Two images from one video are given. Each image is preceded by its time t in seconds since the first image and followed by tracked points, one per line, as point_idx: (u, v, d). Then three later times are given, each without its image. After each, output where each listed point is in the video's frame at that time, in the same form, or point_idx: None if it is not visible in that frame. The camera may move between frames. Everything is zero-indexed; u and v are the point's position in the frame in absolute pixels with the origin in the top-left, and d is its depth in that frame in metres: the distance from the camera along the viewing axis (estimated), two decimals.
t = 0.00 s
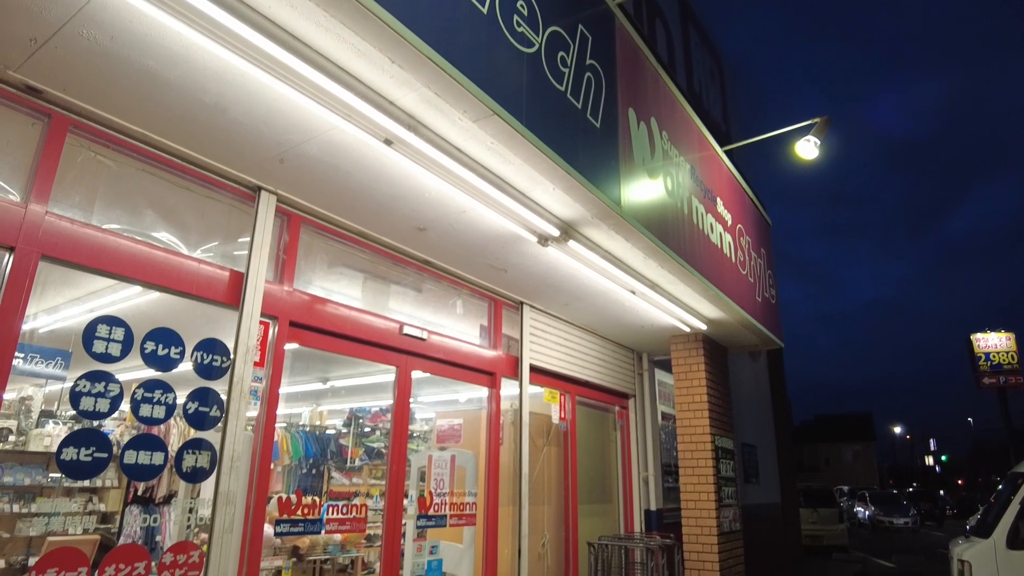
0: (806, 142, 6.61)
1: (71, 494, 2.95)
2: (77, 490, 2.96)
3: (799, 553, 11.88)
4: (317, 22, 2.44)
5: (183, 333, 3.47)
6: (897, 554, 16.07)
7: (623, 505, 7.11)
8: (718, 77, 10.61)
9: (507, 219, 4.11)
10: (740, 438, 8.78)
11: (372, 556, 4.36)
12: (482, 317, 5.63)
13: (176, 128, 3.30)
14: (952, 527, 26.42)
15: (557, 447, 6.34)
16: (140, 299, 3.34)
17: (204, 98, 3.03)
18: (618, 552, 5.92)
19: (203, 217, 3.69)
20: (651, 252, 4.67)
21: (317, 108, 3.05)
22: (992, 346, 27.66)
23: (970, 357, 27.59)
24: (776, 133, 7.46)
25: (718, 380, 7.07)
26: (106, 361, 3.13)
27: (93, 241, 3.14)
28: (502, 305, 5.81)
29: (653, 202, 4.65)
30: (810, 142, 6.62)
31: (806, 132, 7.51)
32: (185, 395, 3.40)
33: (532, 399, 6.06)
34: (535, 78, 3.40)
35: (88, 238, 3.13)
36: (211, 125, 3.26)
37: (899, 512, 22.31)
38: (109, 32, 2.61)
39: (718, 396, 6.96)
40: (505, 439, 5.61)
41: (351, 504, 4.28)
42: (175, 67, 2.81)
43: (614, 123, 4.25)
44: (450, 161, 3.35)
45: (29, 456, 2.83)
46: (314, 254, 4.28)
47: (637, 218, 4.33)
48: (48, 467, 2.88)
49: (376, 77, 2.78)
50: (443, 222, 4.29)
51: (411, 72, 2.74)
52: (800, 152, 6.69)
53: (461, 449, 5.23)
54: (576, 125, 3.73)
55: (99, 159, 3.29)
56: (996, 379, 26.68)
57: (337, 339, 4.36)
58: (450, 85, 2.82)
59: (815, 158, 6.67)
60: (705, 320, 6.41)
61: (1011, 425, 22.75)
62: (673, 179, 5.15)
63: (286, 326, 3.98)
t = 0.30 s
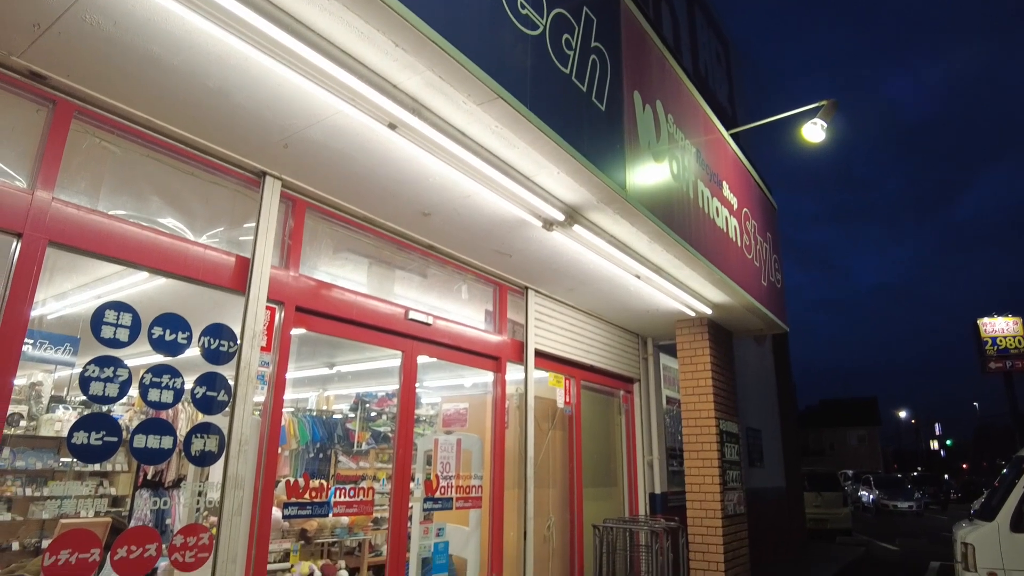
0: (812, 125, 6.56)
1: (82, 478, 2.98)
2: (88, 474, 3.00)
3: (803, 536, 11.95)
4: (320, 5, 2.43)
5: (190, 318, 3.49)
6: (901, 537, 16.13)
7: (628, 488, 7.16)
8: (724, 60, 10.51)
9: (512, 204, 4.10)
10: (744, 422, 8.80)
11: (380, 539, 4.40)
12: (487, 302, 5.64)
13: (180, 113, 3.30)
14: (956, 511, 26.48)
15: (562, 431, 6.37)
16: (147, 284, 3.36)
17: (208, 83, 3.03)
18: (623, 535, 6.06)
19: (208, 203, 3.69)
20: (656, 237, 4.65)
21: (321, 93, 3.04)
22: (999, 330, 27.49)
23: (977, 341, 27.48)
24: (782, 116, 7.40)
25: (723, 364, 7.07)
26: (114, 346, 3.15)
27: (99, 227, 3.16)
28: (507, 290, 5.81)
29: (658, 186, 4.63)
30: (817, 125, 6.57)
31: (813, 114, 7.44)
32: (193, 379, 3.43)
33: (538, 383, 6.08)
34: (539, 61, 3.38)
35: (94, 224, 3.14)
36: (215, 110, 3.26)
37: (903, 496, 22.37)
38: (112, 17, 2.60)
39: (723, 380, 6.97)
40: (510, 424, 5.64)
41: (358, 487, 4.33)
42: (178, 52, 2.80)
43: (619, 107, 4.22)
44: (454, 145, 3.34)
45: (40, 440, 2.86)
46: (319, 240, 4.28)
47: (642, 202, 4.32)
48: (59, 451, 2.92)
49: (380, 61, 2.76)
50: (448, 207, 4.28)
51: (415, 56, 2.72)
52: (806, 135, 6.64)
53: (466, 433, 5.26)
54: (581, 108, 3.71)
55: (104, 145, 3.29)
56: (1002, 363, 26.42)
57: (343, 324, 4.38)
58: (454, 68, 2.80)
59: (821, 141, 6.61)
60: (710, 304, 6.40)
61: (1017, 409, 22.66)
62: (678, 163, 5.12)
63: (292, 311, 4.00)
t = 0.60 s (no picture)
0: (820, 107, 6.49)
1: (94, 461, 3.02)
2: (100, 457, 3.03)
3: (808, 520, 11.99)
4: None
5: (198, 302, 3.51)
6: (906, 520, 16.20)
7: (633, 472, 7.20)
8: (731, 43, 10.40)
9: (518, 187, 4.08)
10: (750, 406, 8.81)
11: (387, 521, 4.45)
12: (493, 287, 5.65)
13: (185, 97, 3.29)
14: (961, 495, 26.46)
15: (568, 415, 6.39)
16: (155, 270, 3.38)
17: (213, 67, 3.02)
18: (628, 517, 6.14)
19: (214, 187, 3.70)
20: (662, 220, 4.64)
21: (326, 76, 3.03)
22: (1007, 314, 27.13)
23: (985, 326, 27.34)
24: (790, 99, 7.33)
25: (729, 348, 7.07)
26: (123, 330, 3.19)
27: (107, 212, 3.17)
28: (513, 274, 5.82)
29: (665, 169, 4.60)
30: (825, 107, 6.50)
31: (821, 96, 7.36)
32: (201, 363, 3.46)
33: (543, 368, 6.10)
34: (544, 42, 3.36)
35: (102, 209, 3.16)
36: (220, 94, 3.25)
37: (908, 480, 22.42)
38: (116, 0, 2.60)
39: (728, 364, 6.98)
40: (516, 408, 5.67)
41: (366, 470, 4.37)
42: (183, 36, 2.80)
43: (625, 89, 4.19)
44: (460, 128, 3.33)
45: (52, 425, 2.90)
46: (325, 224, 4.29)
47: (649, 185, 4.30)
48: (70, 436, 2.95)
49: (385, 43, 2.75)
50: (453, 191, 4.28)
51: (420, 37, 2.71)
52: (814, 118, 6.58)
53: (473, 417, 5.29)
54: (587, 90, 3.69)
55: (111, 130, 3.30)
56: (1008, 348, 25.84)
57: (350, 309, 4.39)
58: (459, 50, 2.79)
59: (829, 123, 6.55)
60: (716, 289, 6.39)
61: None
62: (685, 146, 5.09)
63: (299, 296, 4.02)
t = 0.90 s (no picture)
0: (829, 89, 6.42)
1: (105, 445, 3.05)
2: (111, 441, 3.07)
3: (814, 504, 12.03)
4: None
5: (205, 288, 3.52)
6: (911, 504, 16.23)
7: (639, 456, 7.22)
8: (739, 25, 10.27)
9: (524, 171, 4.07)
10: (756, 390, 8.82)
11: (395, 504, 4.49)
12: (499, 272, 5.65)
13: (190, 82, 3.28)
14: (968, 480, 26.45)
15: (574, 400, 6.41)
16: (162, 255, 3.39)
17: (217, 51, 3.01)
18: (634, 500, 6.26)
19: (220, 173, 3.70)
20: (669, 204, 4.61)
21: (331, 59, 3.01)
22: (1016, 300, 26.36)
23: (994, 311, 27.16)
24: (799, 81, 7.25)
25: (735, 333, 7.06)
26: (132, 316, 3.21)
27: (114, 198, 3.18)
28: (518, 259, 5.81)
29: (672, 152, 4.57)
30: (833, 89, 6.43)
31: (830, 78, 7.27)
32: (209, 348, 3.48)
33: (550, 352, 6.11)
34: (550, 24, 3.33)
35: (109, 195, 3.17)
36: (224, 78, 3.24)
37: (914, 465, 22.43)
38: None
39: (735, 349, 6.97)
40: (523, 392, 5.69)
41: (373, 454, 4.40)
42: (187, 20, 2.79)
43: (632, 71, 4.15)
44: (465, 111, 3.31)
45: (63, 410, 2.92)
46: (331, 209, 4.29)
47: (656, 168, 4.27)
48: (82, 421, 2.99)
49: (390, 26, 2.74)
50: (459, 175, 4.26)
51: (425, 19, 2.69)
52: (822, 100, 6.51)
53: (480, 401, 5.32)
54: (592, 72, 3.66)
55: (116, 116, 3.30)
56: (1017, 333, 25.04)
57: (357, 294, 4.40)
58: (464, 32, 2.77)
59: (838, 106, 6.48)
60: (723, 273, 6.37)
61: None
62: (692, 129, 5.05)
63: (306, 281, 4.03)
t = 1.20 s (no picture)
0: (838, 70, 6.35)
1: (115, 429, 3.08)
2: (121, 425, 3.10)
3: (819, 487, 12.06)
4: None
5: (211, 272, 3.54)
6: (916, 488, 16.27)
7: (645, 440, 7.25)
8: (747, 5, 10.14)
9: (529, 154, 4.04)
10: (762, 374, 8.82)
11: (402, 487, 4.53)
12: (504, 256, 5.64)
13: (194, 65, 3.27)
14: (974, 464, 26.44)
15: (580, 384, 6.43)
16: (169, 240, 3.40)
17: (221, 34, 2.99)
18: (639, 483, 6.25)
19: (226, 156, 3.70)
20: (675, 186, 4.58)
21: (335, 41, 2.99)
22: None
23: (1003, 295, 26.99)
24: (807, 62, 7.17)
25: (742, 316, 7.05)
26: (140, 300, 3.23)
27: (120, 182, 3.18)
28: (524, 243, 5.80)
29: (679, 134, 4.54)
30: (842, 70, 6.35)
31: (839, 58, 7.18)
32: (216, 332, 3.50)
33: (555, 336, 6.11)
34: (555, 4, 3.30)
35: (115, 179, 3.17)
36: (228, 61, 3.22)
37: (920, 448, 22.43)
38: None
39: (741, 332, 6.96)
40: (528, 376, 5.70)
41: (381, 438, 4.43)
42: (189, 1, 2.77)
43: (638, 52, 4.12)
44: (470, 93, 3.29)
45: (74, 394, 2.95)
46: (336, 193, 4.28)
47: (662, 150, 4.24)
48: (92, 405, 3.02)
49: (395, 8, 2.71)
50: (464, 158, 4.24)
51: None
52: (831, 81, 6.44)
53: (485, 385, 5.33)
54: (598, 54, 3.63)
55: (120, 100, 3.29)
56: None
57: (364, 278, 4.41)
58: (469, 12, 2.74)
59: (847, 87, 6.41)
60: (730, 257, 6.35)
61: None
62: (699, 111, 5.01)
63: (312, 265, 4.03)
